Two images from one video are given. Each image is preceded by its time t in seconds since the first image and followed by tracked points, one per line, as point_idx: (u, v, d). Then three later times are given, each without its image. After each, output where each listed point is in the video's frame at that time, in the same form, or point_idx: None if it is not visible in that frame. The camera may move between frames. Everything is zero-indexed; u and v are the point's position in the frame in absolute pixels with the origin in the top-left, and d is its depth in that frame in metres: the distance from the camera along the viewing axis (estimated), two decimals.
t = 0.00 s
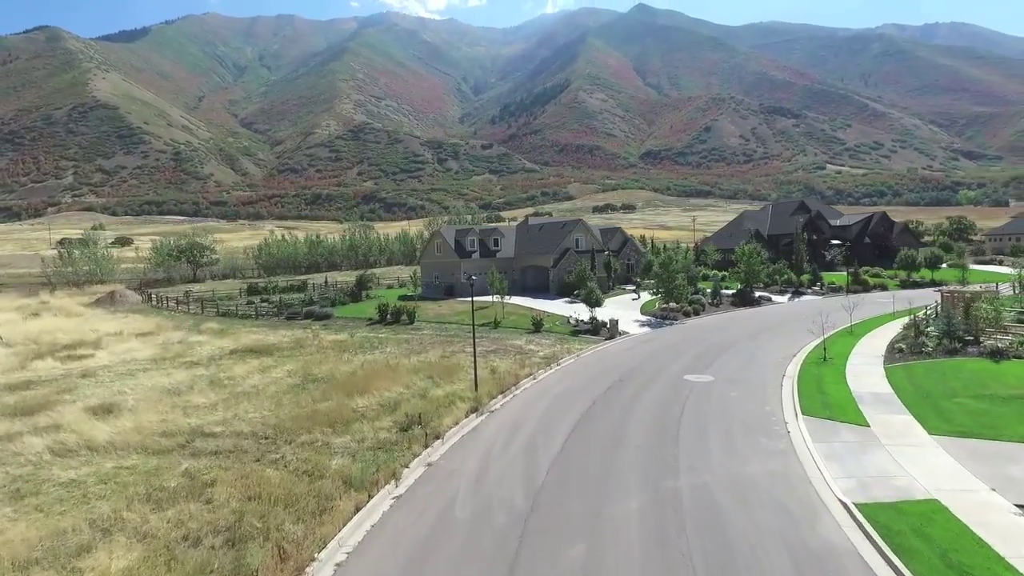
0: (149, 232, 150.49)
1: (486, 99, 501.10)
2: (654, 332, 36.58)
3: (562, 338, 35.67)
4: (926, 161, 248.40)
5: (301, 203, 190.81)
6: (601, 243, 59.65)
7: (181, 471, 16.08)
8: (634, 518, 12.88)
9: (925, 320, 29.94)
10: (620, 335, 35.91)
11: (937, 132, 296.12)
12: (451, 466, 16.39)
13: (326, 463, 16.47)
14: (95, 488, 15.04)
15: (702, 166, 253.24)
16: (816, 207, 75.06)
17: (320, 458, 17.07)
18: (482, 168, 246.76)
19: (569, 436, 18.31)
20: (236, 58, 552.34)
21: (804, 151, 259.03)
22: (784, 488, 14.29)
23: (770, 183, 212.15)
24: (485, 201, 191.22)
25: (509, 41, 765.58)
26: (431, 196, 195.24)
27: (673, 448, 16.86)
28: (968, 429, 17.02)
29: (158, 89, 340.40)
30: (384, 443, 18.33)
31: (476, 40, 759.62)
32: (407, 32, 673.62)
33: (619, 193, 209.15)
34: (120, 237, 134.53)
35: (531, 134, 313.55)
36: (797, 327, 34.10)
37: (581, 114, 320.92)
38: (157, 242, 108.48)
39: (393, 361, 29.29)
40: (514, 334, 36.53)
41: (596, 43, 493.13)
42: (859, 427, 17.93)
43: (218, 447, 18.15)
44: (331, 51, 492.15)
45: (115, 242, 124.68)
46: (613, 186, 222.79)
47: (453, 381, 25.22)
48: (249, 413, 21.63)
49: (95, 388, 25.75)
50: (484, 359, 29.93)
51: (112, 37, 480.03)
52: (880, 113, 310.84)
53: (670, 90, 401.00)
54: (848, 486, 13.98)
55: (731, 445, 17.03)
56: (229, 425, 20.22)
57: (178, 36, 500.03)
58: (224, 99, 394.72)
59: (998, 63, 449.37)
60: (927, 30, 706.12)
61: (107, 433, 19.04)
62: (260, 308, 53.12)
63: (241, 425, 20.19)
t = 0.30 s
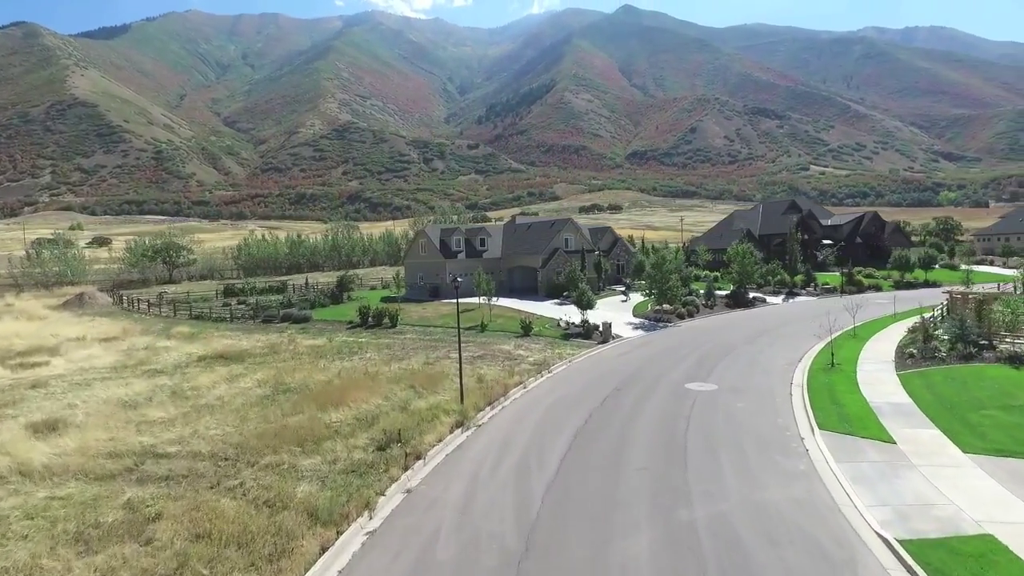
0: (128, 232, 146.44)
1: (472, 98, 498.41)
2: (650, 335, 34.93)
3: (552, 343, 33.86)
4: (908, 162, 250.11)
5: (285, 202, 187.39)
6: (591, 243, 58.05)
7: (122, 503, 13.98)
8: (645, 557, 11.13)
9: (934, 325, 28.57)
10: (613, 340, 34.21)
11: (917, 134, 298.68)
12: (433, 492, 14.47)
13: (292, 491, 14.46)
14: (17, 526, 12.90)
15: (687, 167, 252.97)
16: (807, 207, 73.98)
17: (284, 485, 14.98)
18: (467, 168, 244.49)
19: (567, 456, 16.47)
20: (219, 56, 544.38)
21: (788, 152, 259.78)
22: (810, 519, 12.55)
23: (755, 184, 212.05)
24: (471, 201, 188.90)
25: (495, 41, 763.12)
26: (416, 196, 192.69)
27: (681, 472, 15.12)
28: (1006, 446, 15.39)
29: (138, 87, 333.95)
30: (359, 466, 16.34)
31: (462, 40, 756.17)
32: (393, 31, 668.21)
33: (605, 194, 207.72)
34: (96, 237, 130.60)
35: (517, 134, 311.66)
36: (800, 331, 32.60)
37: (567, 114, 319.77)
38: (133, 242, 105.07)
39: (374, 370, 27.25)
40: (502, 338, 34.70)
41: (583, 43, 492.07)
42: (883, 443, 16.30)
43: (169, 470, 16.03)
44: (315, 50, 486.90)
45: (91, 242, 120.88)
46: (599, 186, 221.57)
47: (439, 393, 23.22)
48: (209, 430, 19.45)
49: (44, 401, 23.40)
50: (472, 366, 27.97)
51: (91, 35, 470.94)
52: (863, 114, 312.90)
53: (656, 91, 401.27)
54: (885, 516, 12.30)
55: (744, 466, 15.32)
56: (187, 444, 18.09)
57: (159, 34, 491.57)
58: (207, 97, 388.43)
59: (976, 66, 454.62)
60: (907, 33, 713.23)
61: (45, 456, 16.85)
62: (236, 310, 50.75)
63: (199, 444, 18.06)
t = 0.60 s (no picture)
0: (103, 232, 141.91)
1: (455, 99, 495.29)
2: (642, 341, 33.29)
3: (539, 348, 32.04)
4: (886, 164, 252.55)
5: (265, 202, 183.59)
6: (578, 242, 56.39)
7: (39, 548, 11.87)
8: None
9: (940, 329, 27.30)
10: (603, 344, 32.53)
11: (895, 137, 302.08)
12: (407, 527, 12.59)
13: (246, 532, 12.43)
14: None
15: (670, 167, 252.83)
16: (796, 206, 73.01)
17: (232, 521, 12.88)
18: (450, 168, 242.09)
19: (560, 483, 14.59)
20: (198, 54, 535.06)
21: (769, 154, 260.78)
22: (843, 560, 10.82)
23: (736, 185, 212.25)
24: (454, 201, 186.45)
25: (479, 41, 760.12)
26: (399, 196, 189.91)
27: (691, 499, 13.42)
28: None
29: (114, 85, 326.41)
30: (324, 495, 14.29)
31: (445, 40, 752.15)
32: (376, 31, 662.31)
33: (588, 194, 206.37)
34: (69, 237, 126.38)
35: (501, 134, 309.76)
36: (797, 337, 31.17)
37: (550, 115, 318.45)
38: (101, 241, 101.21)
39: (348, 380, 25.16)
40: (487, 344, 32.80)
41: (566, 44, 490.97)
42: (911, 463, 14.62)
43: (101, 505, 13.85)
44: (297, 48, 480.59)
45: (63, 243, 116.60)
46: (582, 187, 220.28)
47: (418, 405, 21.23)
48: (156, 451, 17.23)
49: None
50: (454, 375, 26.05)
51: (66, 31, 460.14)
52: (842, 116, 315.65)
53: (639, 92, 401.78)
54: (930, 557, 10.64)
55: (758, 493, 13.61)
56: (128, 469, 15.89)
57: (136, 31, 481.95)
58: (186, 96, 381.08)
59: (951, 70, 461.41)
60: (884, 38, 722.74)
61: None
62: (206, 314, 48.27)
63: (142, 470, 15.84)
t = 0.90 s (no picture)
0: (69, 231, 136.71)
1: (434, 98, 491.28)
2: (631, 346, 31.61)
3: (522, 354, 30.23)
4: (860, 166, 255.39)
5: (240, 202, 179.05)
6: (561, 242, 54.67)
7: None
8: None
9: (943, 334, 25.98)
10: (589, 349, 30.83)
11: (868, 139, 305.70)
12: None
13: None
14: None
15: (649, 168, 252.61)
16: (779, 206, 72.27)
17: (156, 574, 10.72)
18: (429, 168, 239.20)
19: (550, 515, 12.75)
20: (172, 51, 523.34)
21: (747, 155, 262.11)
22: None
23: (715, 186, 212.81)
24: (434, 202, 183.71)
25: (458, 41, 756.20)
26: (377, 196, 186.66)
27: (702, 535, 11.69)
28: None
29: (83, 82, 317.33)
30: (273, 535, 12.20)
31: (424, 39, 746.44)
32: (354, 29, 654.90)
33: (568, 195, 204.82)
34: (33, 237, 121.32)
35: (480, 134, 307.41)
36: (792, 342, 29.76)
37: (530, 115, 316.93)
38: (64, 241, 96.93)
39: (313, 392, 22.96)
40: (467, 350, 30.81)
41: (545, 45, 489.38)
42: (944, 488, 13.05)
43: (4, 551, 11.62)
44: (273, 46, 472.82)
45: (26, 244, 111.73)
46: (562, 187, 218.86)
47: (391, 421, 19.18)
48: (83, 481, 14.92)
49: None
50: (431, 385, 23.98)
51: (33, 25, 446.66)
52: (817, 119, 318.76)
53: (618, 93, 402.31)
54: None
55: (779, 528, 11.84)
56: (49, 503, 13.63)
57: (107, 27, 469.85)
58: (159, 93, 372.21)
59: (922, 75, 469.16)
60: (858, 42, 732.65)
61: None
62: (168, 317, 45.58)
63: (62, 505, 13.55)
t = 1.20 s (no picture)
0: (30, 230, 130.87)
1: (411, 98, 486.62)
2: (616, 351, 29.85)
3: (501, 360, 28.28)
4: (831, 168, 258.32)
5: (212, 202, 173.93)
6: (541, 242, 52.87)
7: None
8: None
9: (945, 337, 24.66)
10: (574, 355, 29.04)
11: (840, 142, 309.95)
12: None
13: None
14: None
15: (625, 169, 252.50)
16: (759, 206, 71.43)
17: None
18: (406, 168, 235.78)
19: (539, 560, 10.81)
20: (141, 47, 510.11)
21: (722, 156, 263.54)
22: None
23: (691, 187, 213.29)
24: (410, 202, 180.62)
25: (435, 41, 751.60)
26: (353, 196, 182.98)
27: None
28: None
29: (48, 77, 307.05)
30: None
31: (400, 39, 740.03)
32: (329, 28, 645.98)
33: (545, 195, 203.22)
34: None
35: (457, 135, 304.64)
36: (786, 347, 28.27)
37: (507, 116, 315.04)
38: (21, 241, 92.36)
39: (271, 406, 20.71)
40: (442, 357, 28.75)
41: (522, 46, 487.44)
42: (985, 521, 11.46)
43: None
44: (246, 43, 463.82)
45: None
46: (539, 188, 217.23)
47: (354, 442, 17.11)
48: None
49: None
50: (402, 398, 21.90)
51: None
52: (790, 122, 322.23)
53: (595, 94, 402.62)
54: None
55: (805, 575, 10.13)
56: None
57: (73, 22, 456.17)
58: (127, 90, 362.35)
59: (890, 78, 478.09)
60: (829, 46, 744.21)
61: None
62: (123, 321, 42.70)
63: None
